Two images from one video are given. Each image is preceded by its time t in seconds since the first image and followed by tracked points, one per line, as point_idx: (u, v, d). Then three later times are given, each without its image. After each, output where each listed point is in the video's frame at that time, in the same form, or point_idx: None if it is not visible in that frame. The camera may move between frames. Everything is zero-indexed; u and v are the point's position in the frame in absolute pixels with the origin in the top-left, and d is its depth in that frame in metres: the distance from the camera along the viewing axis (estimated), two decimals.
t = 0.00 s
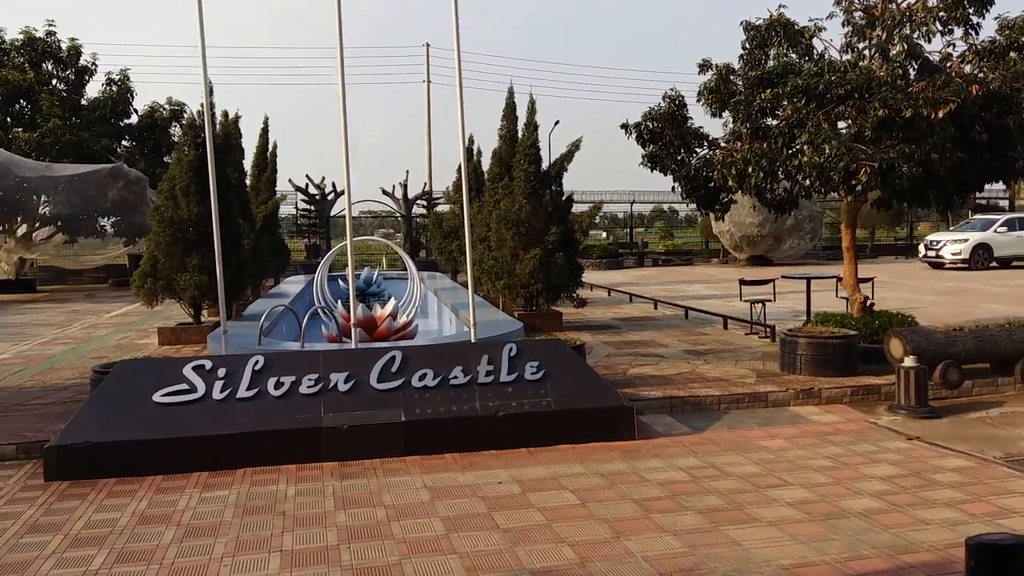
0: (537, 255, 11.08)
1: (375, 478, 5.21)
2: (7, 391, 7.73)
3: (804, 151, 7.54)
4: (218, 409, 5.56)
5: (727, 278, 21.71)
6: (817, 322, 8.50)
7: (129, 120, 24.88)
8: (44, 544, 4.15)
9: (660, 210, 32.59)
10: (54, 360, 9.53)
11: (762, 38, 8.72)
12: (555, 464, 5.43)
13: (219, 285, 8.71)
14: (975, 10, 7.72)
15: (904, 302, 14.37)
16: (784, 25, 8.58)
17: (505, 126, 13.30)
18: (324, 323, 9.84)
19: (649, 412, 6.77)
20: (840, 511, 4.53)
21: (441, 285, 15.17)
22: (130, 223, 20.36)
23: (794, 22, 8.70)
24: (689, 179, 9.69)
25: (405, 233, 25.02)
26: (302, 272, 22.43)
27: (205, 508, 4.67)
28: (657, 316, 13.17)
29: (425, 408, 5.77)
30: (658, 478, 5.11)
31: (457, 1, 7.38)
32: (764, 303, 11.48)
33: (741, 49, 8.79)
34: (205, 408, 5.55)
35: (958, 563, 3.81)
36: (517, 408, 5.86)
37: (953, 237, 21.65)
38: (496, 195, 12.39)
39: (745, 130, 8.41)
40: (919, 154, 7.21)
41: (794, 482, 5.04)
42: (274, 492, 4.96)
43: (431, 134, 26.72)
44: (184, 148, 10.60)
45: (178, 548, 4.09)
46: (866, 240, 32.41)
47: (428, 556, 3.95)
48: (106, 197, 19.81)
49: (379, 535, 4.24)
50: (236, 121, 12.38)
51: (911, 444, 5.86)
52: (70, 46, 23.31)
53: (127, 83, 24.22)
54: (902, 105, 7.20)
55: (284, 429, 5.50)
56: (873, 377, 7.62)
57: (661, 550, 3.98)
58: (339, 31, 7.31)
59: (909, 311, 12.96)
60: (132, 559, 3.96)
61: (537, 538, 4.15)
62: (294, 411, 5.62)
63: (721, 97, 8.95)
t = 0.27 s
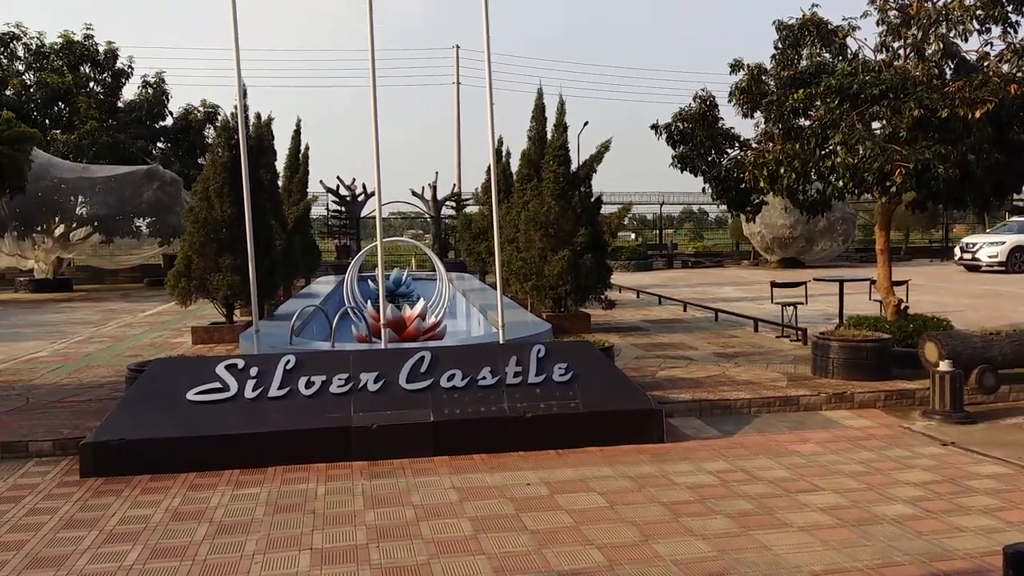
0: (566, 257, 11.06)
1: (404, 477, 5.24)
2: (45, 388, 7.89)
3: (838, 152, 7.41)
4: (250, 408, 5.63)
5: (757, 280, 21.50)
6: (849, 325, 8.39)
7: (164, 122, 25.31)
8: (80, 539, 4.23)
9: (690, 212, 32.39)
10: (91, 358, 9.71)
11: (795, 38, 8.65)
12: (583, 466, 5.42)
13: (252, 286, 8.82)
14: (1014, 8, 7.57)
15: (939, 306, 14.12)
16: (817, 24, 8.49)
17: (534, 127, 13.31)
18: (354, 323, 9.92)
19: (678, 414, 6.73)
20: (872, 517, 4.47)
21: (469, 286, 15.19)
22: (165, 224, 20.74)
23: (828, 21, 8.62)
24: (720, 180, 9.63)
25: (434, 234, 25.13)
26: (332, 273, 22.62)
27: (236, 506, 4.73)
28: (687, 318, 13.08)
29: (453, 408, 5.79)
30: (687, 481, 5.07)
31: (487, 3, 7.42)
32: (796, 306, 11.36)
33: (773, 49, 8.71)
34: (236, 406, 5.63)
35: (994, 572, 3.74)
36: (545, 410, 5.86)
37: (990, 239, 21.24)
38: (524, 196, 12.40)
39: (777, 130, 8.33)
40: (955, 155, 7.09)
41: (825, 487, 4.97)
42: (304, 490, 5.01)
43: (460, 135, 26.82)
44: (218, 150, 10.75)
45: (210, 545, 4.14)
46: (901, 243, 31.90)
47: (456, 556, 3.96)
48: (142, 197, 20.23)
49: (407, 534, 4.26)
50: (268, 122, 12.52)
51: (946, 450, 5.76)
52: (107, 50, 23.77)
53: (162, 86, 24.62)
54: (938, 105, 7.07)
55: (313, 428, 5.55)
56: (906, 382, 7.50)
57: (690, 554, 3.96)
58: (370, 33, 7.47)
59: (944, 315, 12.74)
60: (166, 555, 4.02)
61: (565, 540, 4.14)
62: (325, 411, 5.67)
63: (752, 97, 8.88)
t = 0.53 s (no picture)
0: (595, 256, 11.03)
1: (433, 475, 5.27)
2: (83, 383, 8.05)
3: (873, 151, 7.26)
4: (282, 404, 5.70)
5: (790, 280, 21.27)
6: (884, 326, 8.26)
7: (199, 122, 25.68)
8: (116, 533, 4.31)
9: (721, 211, 32.13)
10: (127, 354, 9.88)
11: (829, 35, 8.53)
12: (613, 466, 5.40)
13: (284, 284, 8.91)
14: None
15: (977, 307, 13.86)
16: (852, 21, 8.37)
17: (564, 126, 13.30)
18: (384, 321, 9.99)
19: (709, 415, 6.69)
20: (907, 522, 4.40)
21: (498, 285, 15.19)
22: (200, 223, 20.97)
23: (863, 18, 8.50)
24: (752, 179, 9.54)
25: (464, 233, 25.23)
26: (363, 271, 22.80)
27: (269, 502, 4.78)
28: (718, 318, 12.98)
29: (482, 407, 5.80)
30: (718, 483, 5.04)
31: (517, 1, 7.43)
32: (829, 307, 11.22)
33: (807, 47, 8.60)
34: (269, 403, 5.69)
35: None
36: (574, 409, 5.85)
37: None
38: (554, 195, 12.39)
39: (810, 129, 8.23)
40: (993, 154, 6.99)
41: (859, 491, 4.91)
42: (335, 487, 5.06)
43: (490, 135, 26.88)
44: (252, 149, 10.88)
45: (243, 540, 4.20)
46: (937, 243, 31.35)
47: (486, 555, 3.97)
48: (177, 197, 20.45)
49: (438, 532, 4.29)
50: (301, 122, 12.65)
51: (983, 454, 5.65)
52: (144, 51, 24.18)
53: (197, 86, 24.98)
54: (976, 103, 6.98)
55: (344, 425, 5.60)
56: (943, 384, 7.37)
57: (721, 556, 3.93)
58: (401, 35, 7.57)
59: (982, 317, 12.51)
60: (199, 550, 4.08)
61: (595, 540, 4.13)
62: (356, 408, 5.72)
63: (785, 96, 8.79)
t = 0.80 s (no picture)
0: (637, 255, 10.96)
1: (474, 473, 5.30)
2: (135, 379, 8.27)
3: (924, 148, 7.08)
4: (327, 401, 5.78)
5: (837, 280, 20.88)
6: (935, 326, 8.07)
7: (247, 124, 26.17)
8: (166, 525, 4.42)
9: (766, 210, 31.67)
10: (177, 351, 10.12)
11: (878, 30, 8.34)
12: (655, 467, 5.37)
13: (330, 283, 9.04)
14: None
15: None
16: (902, 15, 8.19)
17: (606, 124, 13.25)
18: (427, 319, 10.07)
19: (753, 416, 6.61)
20: (958, 527, 4.30)
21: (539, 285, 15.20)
22: (248, 222, 21.38)
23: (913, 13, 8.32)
24: (798, 177, 9.38)
25: (506, 233, 25.30)
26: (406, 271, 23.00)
27: (313, 497, 4.86)
28: (763, 319, 12.81)
29: (523, 406, 5.82)
30: (762, 485, 4.98)
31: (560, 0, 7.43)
32: (877, 307, 10.99)
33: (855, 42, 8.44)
34: (314, 399, 5.79)
35: None
36: (616, 409, 5.83)
37: None
38: (595, 195, 12.35)
39: (858, 126, 8.07)
40: None
41: (908, 494, 4.81)
42: (378, 483, 5.12)
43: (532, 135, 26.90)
44: (298, 150, 11.05)
45: (289, 534, 4.27)
46: (992, 242, 30.47)
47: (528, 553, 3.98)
48: (226, 197, 20.82)
49: (479, 529, 4.31)
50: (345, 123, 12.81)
51: None
52: (193, 55, 24.74)
53: (245, 89, 25.45)
54: None
55: (387, 422, 5.66)
56: (996, 387, 7.17)
57: (765, 559, 3.89)
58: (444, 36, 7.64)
59: None
60: (245, 543, 4.16)
61: (636, 540, 4.12)
62: (398, 405, 5.78)
63: (833, 92, 8.64)
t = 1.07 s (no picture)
0: (667, 257, 10.91)
1: (503, 474, 5.31)
2: (169, 377, 8.40)
3: (960, 149, 6.95)
4: (358, 400, 5.83)
5: (871, 283, 20.58)
6: (972, 331, 7.91)
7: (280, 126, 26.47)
8: (199, 522, 4.48)
9: (798, 211, 31.34)
10: (210, 350, 10.27)
11: (914, 30, 8.22)
12: (685, 470, 5.34)
13: (361, 282, 9.12)
14: None
15: None
16: (938, 14, 8.06)
17: (636, 125, 13.20)
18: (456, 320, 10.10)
19: (784, 421, 6.54)
20: (996, 535, 4.21)
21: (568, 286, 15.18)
22: (280, 223, 21.63)
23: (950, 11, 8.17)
24: (831, 178, 9.25)
25: (534, 234, 25.32)
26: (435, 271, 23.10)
27: (344, 496, 4.90)
28: (795, 322, 12.67)
29: (552, 407, 5.81)
30: (794, 490, 4.92)
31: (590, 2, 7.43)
32: (912, 310, 10.82)
33: (891, 41, 8.32)
34: (345, 399, 5.84)
35: None
36: (645, 412, 5.80)
37: None
38: (625, 196, 12.31)
39: (894, 127, 7.95)
40: None
41: (943, 501, 4.72)
42: (408, 483, 5.15)
43: (562, 136, 26.88)
44: (330, 152, 11.15)
45: (319, 532, 4.31)
46: None
47: (556, 555, 3.97)
48: (259, 197, 21.12)
49: (508, 530, 4.32)
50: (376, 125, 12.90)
51: None
52: (228, 57, 25.07)
53: (278, 90, 25.75)
54: None
55: (417, 422, 5.69)
56: None
57: (796, 565, 3.84)
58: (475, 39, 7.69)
59: None
60: (277, 541, 4.21)
61: (666, 544, 4.09)
62: (428, 406, 5.81)
63: (867, 92, 8.55)
